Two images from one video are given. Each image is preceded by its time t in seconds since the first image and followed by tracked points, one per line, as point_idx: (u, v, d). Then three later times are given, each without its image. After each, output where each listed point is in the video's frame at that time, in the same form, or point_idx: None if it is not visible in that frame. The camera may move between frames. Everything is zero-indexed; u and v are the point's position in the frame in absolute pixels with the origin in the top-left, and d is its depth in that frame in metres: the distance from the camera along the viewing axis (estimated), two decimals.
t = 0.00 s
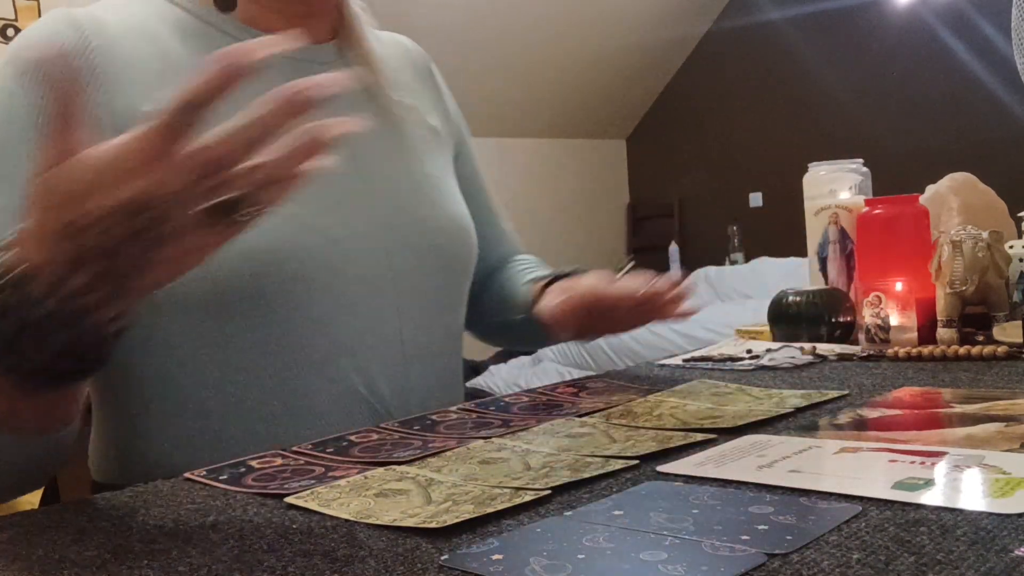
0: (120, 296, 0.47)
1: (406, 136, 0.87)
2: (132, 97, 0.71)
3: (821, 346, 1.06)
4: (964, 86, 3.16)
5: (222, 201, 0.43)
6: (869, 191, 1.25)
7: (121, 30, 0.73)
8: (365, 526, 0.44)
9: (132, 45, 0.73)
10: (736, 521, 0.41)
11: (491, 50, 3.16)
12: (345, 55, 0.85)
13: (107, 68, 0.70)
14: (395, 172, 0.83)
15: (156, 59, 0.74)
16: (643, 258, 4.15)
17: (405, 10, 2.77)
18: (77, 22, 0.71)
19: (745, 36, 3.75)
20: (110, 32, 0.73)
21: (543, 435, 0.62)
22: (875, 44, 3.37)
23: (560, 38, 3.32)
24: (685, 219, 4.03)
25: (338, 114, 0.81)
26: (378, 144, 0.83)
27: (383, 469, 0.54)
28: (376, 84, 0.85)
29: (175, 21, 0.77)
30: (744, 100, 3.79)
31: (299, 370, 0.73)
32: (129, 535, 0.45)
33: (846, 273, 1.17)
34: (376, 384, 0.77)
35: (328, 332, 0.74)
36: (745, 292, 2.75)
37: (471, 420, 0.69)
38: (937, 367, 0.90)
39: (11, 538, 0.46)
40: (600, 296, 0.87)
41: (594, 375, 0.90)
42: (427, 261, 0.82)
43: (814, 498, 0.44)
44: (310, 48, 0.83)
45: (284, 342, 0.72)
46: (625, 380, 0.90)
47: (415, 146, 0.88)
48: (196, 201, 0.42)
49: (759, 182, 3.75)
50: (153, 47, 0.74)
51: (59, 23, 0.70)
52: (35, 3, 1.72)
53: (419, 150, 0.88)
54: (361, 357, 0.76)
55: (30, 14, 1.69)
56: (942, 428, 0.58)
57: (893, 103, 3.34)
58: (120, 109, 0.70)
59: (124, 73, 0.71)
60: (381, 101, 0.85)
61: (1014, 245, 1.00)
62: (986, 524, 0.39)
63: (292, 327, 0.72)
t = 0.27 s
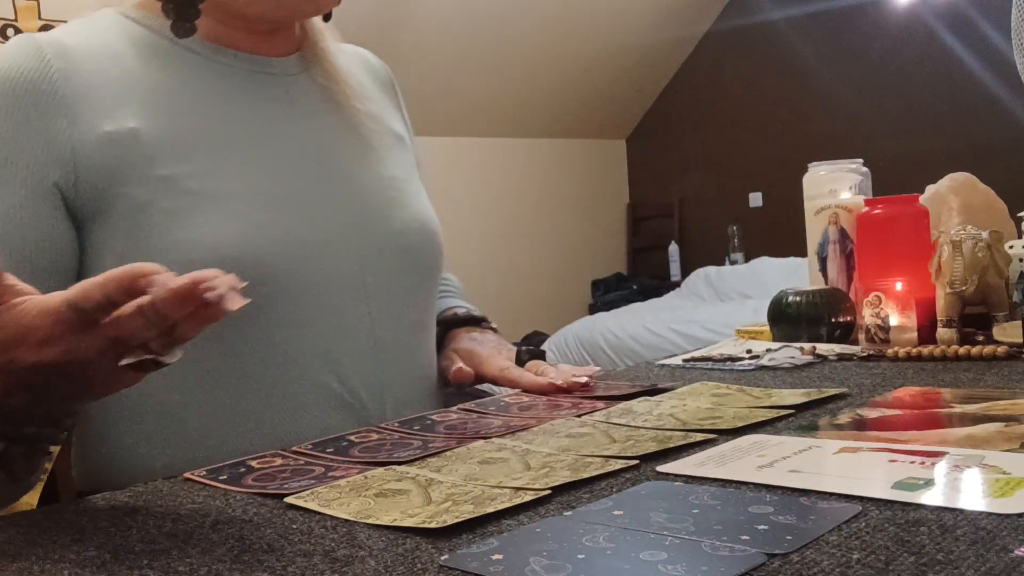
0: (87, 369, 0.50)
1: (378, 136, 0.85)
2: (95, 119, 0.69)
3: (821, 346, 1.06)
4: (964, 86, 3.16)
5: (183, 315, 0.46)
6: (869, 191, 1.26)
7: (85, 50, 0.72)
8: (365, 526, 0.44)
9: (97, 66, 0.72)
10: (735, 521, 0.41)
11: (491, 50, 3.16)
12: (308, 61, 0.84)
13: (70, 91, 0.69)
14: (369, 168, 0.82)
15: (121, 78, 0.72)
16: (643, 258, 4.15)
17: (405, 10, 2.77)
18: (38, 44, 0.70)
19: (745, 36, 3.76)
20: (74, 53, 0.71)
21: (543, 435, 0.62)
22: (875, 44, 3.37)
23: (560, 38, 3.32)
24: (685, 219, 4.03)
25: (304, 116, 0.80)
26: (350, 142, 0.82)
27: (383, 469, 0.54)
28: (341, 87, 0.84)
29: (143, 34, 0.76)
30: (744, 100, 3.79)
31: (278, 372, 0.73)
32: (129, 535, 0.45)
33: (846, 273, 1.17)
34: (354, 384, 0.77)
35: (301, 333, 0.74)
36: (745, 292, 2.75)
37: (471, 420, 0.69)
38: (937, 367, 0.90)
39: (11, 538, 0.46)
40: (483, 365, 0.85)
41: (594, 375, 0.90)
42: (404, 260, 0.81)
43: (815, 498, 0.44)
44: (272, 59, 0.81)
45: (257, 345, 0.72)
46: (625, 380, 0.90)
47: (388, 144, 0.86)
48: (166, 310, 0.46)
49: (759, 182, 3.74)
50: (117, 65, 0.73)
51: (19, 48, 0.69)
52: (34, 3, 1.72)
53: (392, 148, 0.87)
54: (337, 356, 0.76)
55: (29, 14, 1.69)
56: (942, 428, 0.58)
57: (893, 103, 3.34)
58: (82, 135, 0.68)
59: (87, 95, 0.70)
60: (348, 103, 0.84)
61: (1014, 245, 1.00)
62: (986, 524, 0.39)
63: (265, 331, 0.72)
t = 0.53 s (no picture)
0: (115, 356, 0.51)
1: (361, 142, 0.85)
2: (79, 131, 0.69)
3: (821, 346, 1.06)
4: (964, 86, 3.16)
5: (233, 269, 0.49)
6: (869, 191, 1.26)
7: (64, 60, 0.72)
8: (365, 526, 0.44)
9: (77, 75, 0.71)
10: (735, 521, 0.41)
11: (491, 50, 3.16)
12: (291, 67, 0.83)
13: (53, 100, 0.68)
14: (354, 172, 0.82)
15: (103, 86, 0.72)
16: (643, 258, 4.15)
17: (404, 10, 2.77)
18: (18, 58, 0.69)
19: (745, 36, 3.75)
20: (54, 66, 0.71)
21: (543, 435, 0.62)
22: (875, 44, 3.37)
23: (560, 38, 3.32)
24: (685, 219, 4.02)
25: (287, 117, 0.80)
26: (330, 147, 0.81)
27: (383, 469, 0.54)
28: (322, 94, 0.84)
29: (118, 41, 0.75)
30: (743, 100, 3.79)
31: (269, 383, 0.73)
32: (129, 535, 0.45)
33: (846, 273, 1.17)
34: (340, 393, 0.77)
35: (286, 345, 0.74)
36: (745, 292, 2.75)
37: (471, 420, 0.69)
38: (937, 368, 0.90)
39: (11, 538, 0.46)
40: (477, 371, 0.84)
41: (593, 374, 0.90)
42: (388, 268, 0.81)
43: (815, 498, 0.44)
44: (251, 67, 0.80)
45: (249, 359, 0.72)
46: (625, 380, 0.90)
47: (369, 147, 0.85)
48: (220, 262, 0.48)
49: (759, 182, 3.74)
50: (97, 74, 0.72)
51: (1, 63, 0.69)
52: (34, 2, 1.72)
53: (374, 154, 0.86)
54: (323, 363, 0.76)
55: (28, 14, 1.69)
56: (942, 428, 0.58)
57: (893, 103, 3.34)
58: (65, 145, 0.68)
59: (71, 104, 0.69)
60: (330, 109, 0.83)
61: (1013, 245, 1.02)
62: (986, 524, 0.39)
63: (254, 344, 0.72)
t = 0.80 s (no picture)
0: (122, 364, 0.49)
1: (362, 144, 0.85)
2: (79, 129, 0.68)
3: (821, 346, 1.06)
4: (964, 86, 3.16)
5: (253, 285, 0.46)
6: (869, 191, 1.26)
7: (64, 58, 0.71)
8: (365, 526, 0.44)
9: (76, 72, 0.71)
10: (735, 521, 0.41)
11: (491, 50, 3.16)
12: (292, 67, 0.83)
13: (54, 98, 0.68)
14: (354, 174, 0.82)
15: (104, 85, 0.71)
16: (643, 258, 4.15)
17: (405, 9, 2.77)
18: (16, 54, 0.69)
19: (745, 36, 3.75)
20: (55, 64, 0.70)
21: (543, 435, 0.62)
22: (875, 44, 3.37)
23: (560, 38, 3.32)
24: (685, 219, 4.02)
25: (287, 120, 0.80)
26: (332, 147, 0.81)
27: (383, 469, 0.54)
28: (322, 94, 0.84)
29: (118, 40, 0.75)
30: (744, 100, 3.79)
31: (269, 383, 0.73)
32: (128, 535, 0.45)
33: (846, 273, 1.17)
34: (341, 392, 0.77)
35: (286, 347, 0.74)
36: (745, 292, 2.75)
37: (471, 420, 0.69)
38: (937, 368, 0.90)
39: (11, 538, 0.45)
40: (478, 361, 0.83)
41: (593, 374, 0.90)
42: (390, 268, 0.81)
43: (814, 498, 0.44)
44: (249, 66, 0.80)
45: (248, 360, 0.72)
46: (625, 380, 0.90)
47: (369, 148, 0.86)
48: (239, 283, 0.45)
49: (760, 182, 3.74)
50: (97, 72, 0.72)
51: None
52: (35, 3, 1.72)
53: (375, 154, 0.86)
54: (322, 365, 0.76)
55: (28, 15, 1.69)
56: (942, 428, 0.58)
57: (893, 103, 3.34)
58: (66, 144, 0.67)
59: (72, 102, 0.69)
60: (330, 108, 0.84)
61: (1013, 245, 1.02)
62: (986, 524, 0.39)
63: (253, 348, 0.72)
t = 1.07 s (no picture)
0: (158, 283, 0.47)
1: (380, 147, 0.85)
2: (93, 119, 0.68)
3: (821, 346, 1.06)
4: (964, 86, 3.16)
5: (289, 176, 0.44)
6: (869, 191, 1.26)
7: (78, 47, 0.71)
8: (365, 526, 0.44)
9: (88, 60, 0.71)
10: (735, 521, 0.41)
11: (490, 50, 3.16)
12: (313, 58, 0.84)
13: (74, 91, 0.68)
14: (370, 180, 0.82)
15: (119, 77, 0.71)
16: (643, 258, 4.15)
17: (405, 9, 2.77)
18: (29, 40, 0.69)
19: (745, 36, 3.75)
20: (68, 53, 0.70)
21: (543, 435, 0.62)
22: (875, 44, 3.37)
23: (560, 38, 3.32)
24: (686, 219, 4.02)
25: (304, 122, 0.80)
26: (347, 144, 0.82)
27: (383, 469, 0.54)
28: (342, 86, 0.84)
29: (131, 30, 0.75)
30: (744, 100, 3.79)
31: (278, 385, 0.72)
32: (129, 535, 0.45)
33: (846, 273, 1.17)
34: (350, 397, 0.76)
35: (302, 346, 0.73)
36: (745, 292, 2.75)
37: (471, 420, 0.69)
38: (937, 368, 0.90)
39: (11, 538, 0.45)
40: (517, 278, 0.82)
41: (593, 375, 0.90)
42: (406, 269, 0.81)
43: (814, 498, 0.45)
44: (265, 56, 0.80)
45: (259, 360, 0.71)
46: (625, 380, 0.90)
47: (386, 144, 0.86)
48: (278, 169, 0.43)
49: (760, 182, 3.74)
50: (114, 64, 0.72)
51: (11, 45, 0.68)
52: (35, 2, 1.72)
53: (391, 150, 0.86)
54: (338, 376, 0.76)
55: (28, 14, 1.69)
56: (942, 428, 0.58)
57: (893, 103, 3.34)
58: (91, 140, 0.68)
59: (90, 97, 0.69)
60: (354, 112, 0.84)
61: (1014, 245, 1.01)
62: (985, 524, 0.39)
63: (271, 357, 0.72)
